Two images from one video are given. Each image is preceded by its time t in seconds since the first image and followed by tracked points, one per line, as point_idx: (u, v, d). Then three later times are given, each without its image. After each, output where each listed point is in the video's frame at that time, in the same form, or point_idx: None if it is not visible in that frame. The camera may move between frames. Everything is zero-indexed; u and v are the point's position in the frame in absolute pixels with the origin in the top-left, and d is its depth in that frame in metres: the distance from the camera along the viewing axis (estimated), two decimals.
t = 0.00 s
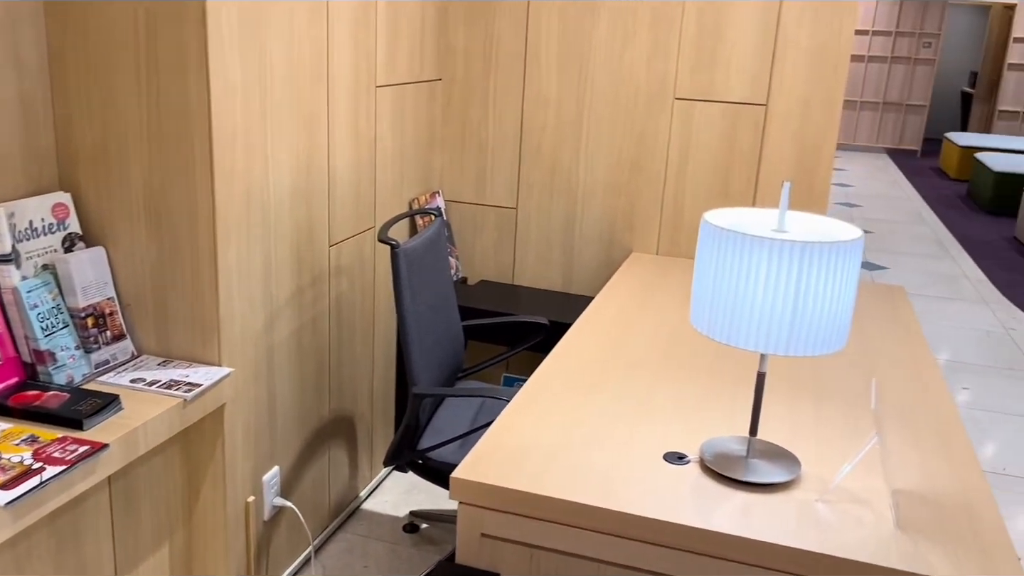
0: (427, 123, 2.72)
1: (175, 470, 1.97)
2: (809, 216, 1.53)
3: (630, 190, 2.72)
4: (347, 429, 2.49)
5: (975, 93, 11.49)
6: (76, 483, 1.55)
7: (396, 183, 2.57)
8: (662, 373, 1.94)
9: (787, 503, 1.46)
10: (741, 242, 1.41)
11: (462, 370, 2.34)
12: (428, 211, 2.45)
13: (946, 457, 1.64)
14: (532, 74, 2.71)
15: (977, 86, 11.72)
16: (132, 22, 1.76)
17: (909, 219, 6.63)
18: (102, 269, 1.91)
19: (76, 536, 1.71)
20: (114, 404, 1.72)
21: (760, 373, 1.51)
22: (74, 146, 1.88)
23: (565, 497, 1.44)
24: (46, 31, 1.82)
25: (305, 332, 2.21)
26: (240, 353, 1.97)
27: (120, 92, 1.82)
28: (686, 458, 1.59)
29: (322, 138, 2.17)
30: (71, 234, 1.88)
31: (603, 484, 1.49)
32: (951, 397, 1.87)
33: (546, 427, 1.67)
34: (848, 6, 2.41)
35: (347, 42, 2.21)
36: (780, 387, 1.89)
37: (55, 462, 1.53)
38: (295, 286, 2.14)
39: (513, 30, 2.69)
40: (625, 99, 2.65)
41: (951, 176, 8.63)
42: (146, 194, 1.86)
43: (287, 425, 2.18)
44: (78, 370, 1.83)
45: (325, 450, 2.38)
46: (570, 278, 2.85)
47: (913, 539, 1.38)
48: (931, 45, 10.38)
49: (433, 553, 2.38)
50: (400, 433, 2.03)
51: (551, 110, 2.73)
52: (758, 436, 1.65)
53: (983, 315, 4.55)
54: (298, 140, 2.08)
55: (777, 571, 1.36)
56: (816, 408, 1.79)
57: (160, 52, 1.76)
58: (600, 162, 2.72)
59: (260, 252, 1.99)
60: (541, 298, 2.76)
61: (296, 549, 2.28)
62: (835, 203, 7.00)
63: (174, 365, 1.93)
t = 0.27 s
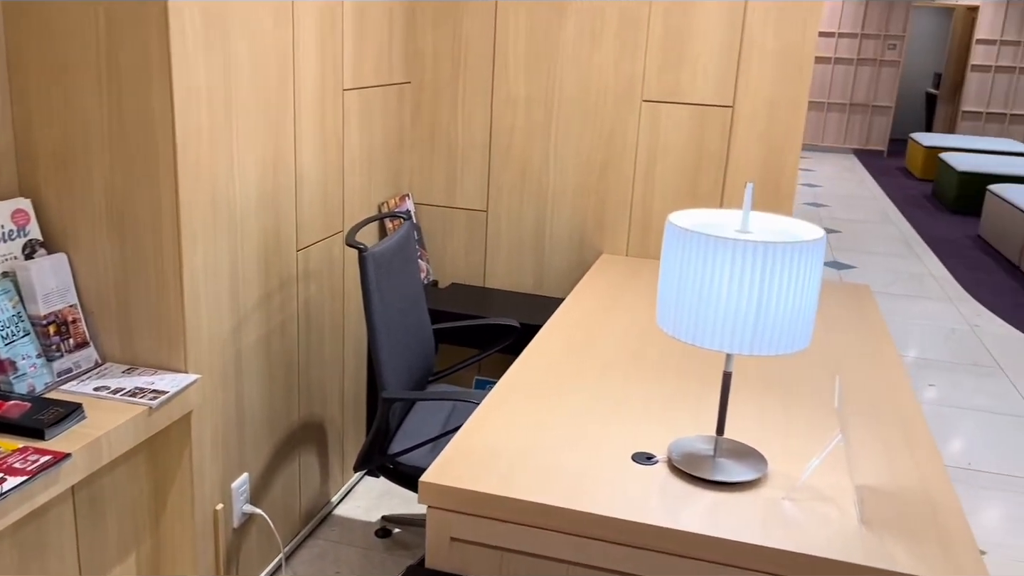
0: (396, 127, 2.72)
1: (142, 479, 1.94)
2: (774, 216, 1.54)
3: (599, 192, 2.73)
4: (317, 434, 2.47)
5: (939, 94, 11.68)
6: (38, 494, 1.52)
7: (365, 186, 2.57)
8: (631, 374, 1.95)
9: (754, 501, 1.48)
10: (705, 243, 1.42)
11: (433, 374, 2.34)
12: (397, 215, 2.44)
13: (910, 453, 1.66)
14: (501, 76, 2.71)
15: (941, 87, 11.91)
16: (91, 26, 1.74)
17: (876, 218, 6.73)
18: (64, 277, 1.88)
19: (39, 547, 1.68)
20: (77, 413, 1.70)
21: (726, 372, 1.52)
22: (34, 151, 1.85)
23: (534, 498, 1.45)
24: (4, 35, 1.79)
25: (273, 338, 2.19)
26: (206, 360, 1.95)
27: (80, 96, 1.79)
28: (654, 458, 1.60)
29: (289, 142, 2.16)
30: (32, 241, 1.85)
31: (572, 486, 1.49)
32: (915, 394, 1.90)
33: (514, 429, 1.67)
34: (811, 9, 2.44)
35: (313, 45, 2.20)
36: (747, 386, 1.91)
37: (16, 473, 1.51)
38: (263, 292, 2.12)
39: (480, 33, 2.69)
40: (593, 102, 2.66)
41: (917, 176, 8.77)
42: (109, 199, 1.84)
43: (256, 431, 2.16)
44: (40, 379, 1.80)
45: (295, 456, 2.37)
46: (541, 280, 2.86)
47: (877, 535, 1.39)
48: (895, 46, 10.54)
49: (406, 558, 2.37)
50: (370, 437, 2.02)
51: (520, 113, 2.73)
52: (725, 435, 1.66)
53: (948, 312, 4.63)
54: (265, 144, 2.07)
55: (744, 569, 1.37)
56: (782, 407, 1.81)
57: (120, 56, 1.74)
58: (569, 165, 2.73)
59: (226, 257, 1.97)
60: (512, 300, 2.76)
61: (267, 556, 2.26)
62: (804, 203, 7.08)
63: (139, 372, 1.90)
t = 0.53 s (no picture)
0: (363, 130, 2.71)
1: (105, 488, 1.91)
2: (735, 217, 1.56)
3: (568, 194, 2.74)
4: (286, 440, 2.45)
5: (904, 95, 11.87)
6: None
7: (332, 190, 2.55)
8: (598, 375, 1.96)
9: (720, 500, 1.49)
10: (668, 245, 1.43)
11: (402, 378, 2.33)
12: (365, 218, 2.43)
13: (872, 449, 1.68)
14: (468, 79, 2.72)
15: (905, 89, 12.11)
16: (49, 28, 1.71)
17: (844, 218, 6.81)
18: (23, 284, 1.85)
19: None
20: (37, 422, 1.67)
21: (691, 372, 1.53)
22: None
23: (500, 501, 1.44)
24: None
25: (240, 343, 2.17)
26: (171, 366, 1.92)
27: (38, 100, 1.76)
28: (621, 458, 1.60)
29: (253, 146, 2.14)
30: None
31: (539, 488, 1.49)
32: (877, 391, 1.93)
33: (481, 432, 1.67)
34: (774, 12, 2.46)
35: (277, 49, 2.19)
36: (713, 386, 1.93)
37: None
38: (228, 297, 2.10)
39: (447, 36, 2.69)
40: (561, 104, 2.67)
41: (883, 176, 8.90)
42: (69, 204, 1.81)
43: (223, 438, 2.14)
44: None
45: (264, 463, 2.34)
46: (510, 283, 2.86)
47: (841, 531, 1.41)
48: (860, 48, 10.72)
49: (376, 563, 2.36)
50: (338, 442, 2.00)
51: (488, 115, 2.73)
52: (690, 435, 1.67)
53: (914, 310, 4.70)
54: (229, 148, 2.05)
55: (710, 568, 1.38)
56: (748, 406, 1.83)
57: (79, 59, 1.71)
58: (537, 167, 2.74)
59: (190, 262, 1.95)
60: (482, 303, 2.76)
61: (235, 564, 2.24)
62: (772, 204, 7.16)
63: (101, 380, 1.87)
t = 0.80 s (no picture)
0: (329, 133, 2.69)
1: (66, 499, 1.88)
2: (698, 218, 1.57)
3: (536, 197, 2.74)
4: (253, 447, 2.43)
5: (869, 97, 12.04)
6: None
7: (298, 194, 2.53)
8: (565, 377, 1.96)
9: (685, 500, 1.49)
10: (632, 247, 1.44)
11: (371, 382, 2.31)
12: (331, 222, 2.41)
13: (835, 448, 1.70)
14: (434, 82, 2.71)
15: (870, 90, 12.29)
16: (2, 31, 1.68)
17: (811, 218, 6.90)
18: None
19: None
20: None
21: (656, 373, 1.54)
22: None
23: (466, 506, 1.44)
24: None
25: (204, 350, 2.14)
26: (133, 374, 1.89)
27: None
28: (588, 460, 1.60)
29: (216, 150, 2.12)
30: None
31: (505, 491, 1.49)
32: (840, 390, 1.95)
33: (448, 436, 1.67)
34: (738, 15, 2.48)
35: (240, 51, 2.16)
36: (680, 387, 1.94)
37: None
38: (191, 303, 2.08)
39: (413, 39, 2.68)
40: (528, 107, 2.67)
41: (849, 176, 9.02)
42: (25, 211, 1.78)
43: (188, 446, 2.11)
44: None
45: (230, 470, 2.32)
46: (479, 286, 2.86)
47: (804, 529, 1.42)
48: (827, 50, 10.78)
49: (346, 570, 2.34)
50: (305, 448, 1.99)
51: (455, 118, 2.73)
52: (656, 436, 1.68)
53: (880, 308, 4.76)
54: (191, 152, 2.02)
55: (675, 569, 1.38)
56: (713, 407, 1.84)
57: (34, 63, 1.68)
58: (505, 169, 2.74)
59: (152, 269, 1.92)
60: (451, 306, 2.75)
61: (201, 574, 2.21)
62: (741, 205, 7.22)
63: (60, 390, 1.84)
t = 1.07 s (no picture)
0: (292, 137, 2.66)
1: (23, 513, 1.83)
2: (660, 220, 1.57)
3: (502, 199, 2.74)
4: (217, 456, 2.39)
5: (832, 98, 12.21)
6: None
7: (261, 198, 2.50)
8: (532, 380, 1.96)
9: (651, 502, 1.50)
10: (594, 250, 1.44)
11: (336, 388, 2.29)
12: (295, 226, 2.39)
13: (799, 446, 1.71)
14: (399, 84, 2.70)
15: (833, 92, 12.47)
16: None
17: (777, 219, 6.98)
18: None
19: None
20: None
21: (621, 376, 1.53)
22: None
23: (432, 512, 1.42)
24: None
25: (166, 357, 2.11)
26: (91, 383, 1.85)
27: None
28: (554, 464, 1.60)
29: (176, 154, 2.09)
30: None
31: (470, 496, 1.48)
32: (804, 389, 1.97)
33: (413, 442, 1.65)
34: (701, 18, 2.50)
35: (199, 54, 2.14)
36: (645, 389, 1.94)
37: None
38: (152, 310, 2.04)
39: (378, 41, 2.67)
40: (493, 110, 2.67)
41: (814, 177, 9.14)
42: None
43: (150, 456, 2.08)
44: None
45: (194, 479, 2.28)
46: (447, 289, 2.85)
47: (769, 529, 1.43)
48: (790, 53, 10.95)
49: None
50: (269, 456, 1.96)
51: (420, 121, 2.72)
52: (622, 438, 1.68)
53: (845, 307, 4.83)
54: (150, 156, 1.99)
55: (642, 571, 1.38)
56: (678, 408, 1.85)
57: None
58: (472, 172, 2.73)
59: (110, 275, 1.88)
60: (418, 310, 2.74)
61: None
62: (709, 206, 7.28)
63: (15, 401, 1.79)
